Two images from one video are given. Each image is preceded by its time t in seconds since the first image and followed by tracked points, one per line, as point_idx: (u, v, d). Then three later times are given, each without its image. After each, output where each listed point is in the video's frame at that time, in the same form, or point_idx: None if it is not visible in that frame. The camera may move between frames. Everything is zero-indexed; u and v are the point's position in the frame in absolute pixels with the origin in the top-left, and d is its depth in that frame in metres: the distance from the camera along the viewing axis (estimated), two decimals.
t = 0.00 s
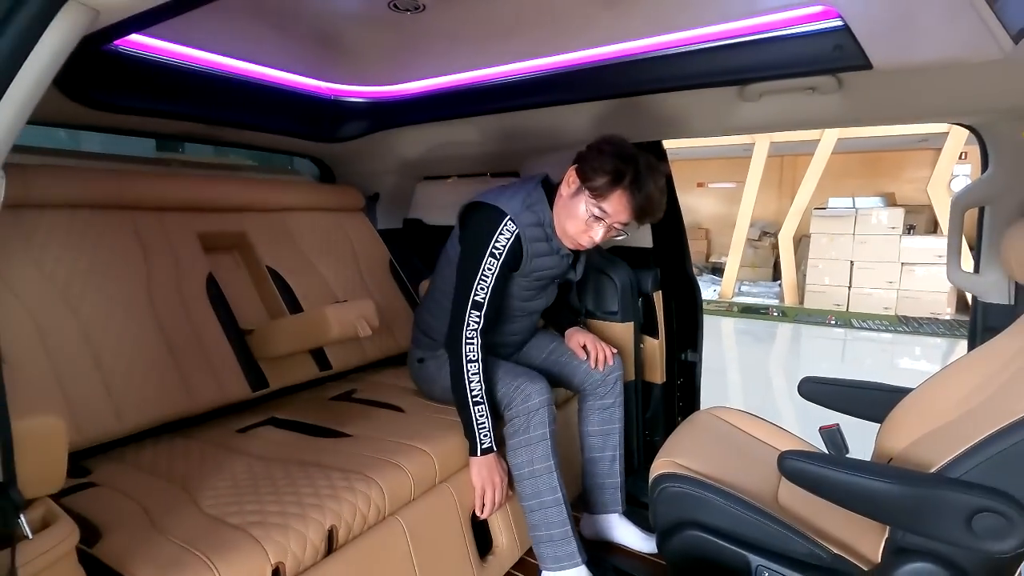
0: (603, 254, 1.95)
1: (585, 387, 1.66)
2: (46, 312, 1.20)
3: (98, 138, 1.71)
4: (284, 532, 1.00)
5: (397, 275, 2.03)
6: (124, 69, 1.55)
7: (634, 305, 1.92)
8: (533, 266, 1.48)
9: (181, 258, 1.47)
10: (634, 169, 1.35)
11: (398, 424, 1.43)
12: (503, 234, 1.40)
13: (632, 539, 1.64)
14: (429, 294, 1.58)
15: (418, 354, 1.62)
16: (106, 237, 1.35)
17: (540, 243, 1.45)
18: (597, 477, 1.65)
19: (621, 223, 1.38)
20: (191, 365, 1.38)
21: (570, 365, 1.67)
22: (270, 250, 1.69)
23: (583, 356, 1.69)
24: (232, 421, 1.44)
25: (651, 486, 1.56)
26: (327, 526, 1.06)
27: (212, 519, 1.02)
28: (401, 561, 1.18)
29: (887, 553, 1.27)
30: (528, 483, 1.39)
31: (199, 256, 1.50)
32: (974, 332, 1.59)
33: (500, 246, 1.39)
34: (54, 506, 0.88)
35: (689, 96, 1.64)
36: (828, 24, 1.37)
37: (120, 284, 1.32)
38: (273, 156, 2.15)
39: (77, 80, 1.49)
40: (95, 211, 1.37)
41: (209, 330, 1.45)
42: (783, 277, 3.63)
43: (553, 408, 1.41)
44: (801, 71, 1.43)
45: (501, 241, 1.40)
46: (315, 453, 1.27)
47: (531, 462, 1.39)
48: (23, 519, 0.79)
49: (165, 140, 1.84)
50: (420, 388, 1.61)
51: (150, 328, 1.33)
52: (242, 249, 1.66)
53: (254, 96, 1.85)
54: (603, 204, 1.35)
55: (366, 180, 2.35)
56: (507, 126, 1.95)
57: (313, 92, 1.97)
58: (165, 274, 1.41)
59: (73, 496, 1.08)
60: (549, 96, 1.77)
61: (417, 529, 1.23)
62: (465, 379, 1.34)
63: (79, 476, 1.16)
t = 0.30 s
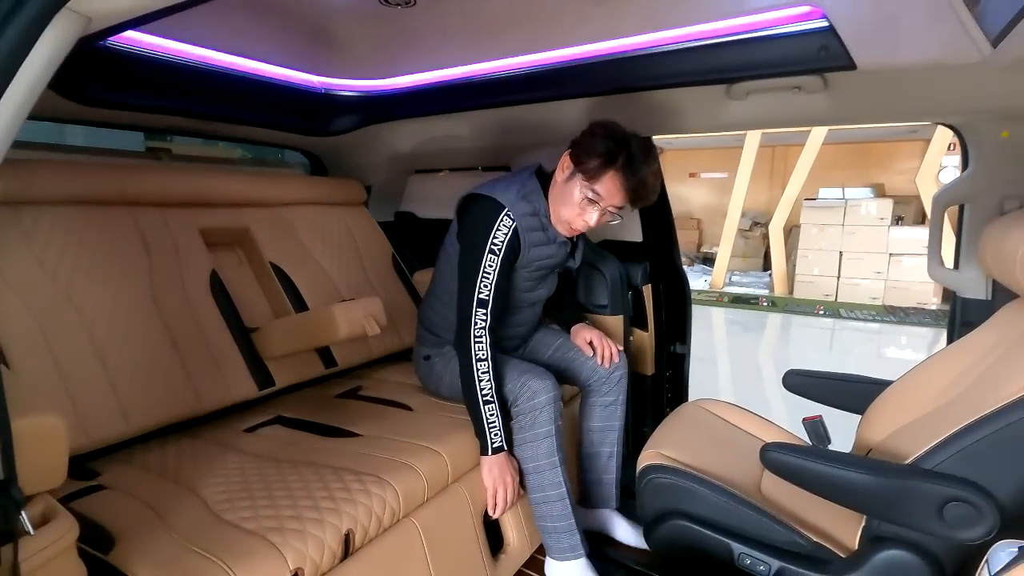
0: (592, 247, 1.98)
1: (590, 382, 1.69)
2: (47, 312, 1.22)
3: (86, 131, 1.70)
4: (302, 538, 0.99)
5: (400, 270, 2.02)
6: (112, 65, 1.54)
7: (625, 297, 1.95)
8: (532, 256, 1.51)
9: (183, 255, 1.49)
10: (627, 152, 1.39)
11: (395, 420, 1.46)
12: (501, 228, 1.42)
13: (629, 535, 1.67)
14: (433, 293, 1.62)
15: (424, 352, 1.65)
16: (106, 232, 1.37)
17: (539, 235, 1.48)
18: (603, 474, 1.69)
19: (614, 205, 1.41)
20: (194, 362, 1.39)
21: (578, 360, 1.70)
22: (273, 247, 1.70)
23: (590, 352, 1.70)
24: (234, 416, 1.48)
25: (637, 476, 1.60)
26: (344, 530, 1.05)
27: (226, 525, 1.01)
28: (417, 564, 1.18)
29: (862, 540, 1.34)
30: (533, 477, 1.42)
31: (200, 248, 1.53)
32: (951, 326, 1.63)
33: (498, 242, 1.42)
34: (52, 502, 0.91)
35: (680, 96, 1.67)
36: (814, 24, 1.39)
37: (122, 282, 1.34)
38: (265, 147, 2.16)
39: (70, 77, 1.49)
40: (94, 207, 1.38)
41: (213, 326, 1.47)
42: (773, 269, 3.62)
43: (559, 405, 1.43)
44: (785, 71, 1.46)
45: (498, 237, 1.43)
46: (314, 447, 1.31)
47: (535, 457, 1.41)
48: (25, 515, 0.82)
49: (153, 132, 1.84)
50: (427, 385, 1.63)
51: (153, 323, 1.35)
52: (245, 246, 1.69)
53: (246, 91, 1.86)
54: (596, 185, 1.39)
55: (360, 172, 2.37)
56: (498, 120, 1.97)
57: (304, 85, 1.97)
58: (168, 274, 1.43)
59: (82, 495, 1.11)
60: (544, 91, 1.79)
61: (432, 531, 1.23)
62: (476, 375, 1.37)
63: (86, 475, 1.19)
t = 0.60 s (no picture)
0: (582, 237, 2.00)
1: (591, 372, 1.69)
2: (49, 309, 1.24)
3: (68, 123, 1.69)
4: (314, 528, 1.06)
5: (397, 261, 2.04)
6: (104, 57, 1.55)
7: (615, 286, 1.99)
8: (520, 245, 1.57)
9: (182, 250, 1.51)
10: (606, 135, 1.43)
11: (394, 411, 1.50)
12: (488, 219, 1.48)
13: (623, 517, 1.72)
14: (433, 286, 1.68)
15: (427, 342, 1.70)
16: (105, 228, 1.39)
17: (525, 222, 1.55)
18: (604, 462, 1.72)
19: (593, 187, 1.44)
20: (195, 355, 1.42)
21: (577, 349, 1.69)
22: (271, 239, 1.72)
23: (588, 342, 1.70)
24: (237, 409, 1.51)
25: (630, 461, 1.64)
26: (354, 520, 1.12)
27: (239, 517, 1.07)
28: (427, 554, 1.23)
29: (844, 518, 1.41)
30: (545, 462, 1.49)
31: (197, 241, 1.55)
32: (931, 314, 1.69)
33: (487, 233, 1.48)
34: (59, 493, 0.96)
35: (670, 88, 1.70)
36: (799, 19, 1.41)
37: (123, 279, 1.37)
38: (250, 139, 2.16)
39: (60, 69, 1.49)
40: (91, 201, 1.40)
41: (213, 319, 1.49)
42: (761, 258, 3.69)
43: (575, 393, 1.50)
44: (770, 65, 1.49)
45: (486, 228, 1.48)
46: (316, 438, 1.35)
47: (550, 443, 1.48)
48: (37, 504, 0.87)
49: (136, 123, 1.84)
50: (432, 377, 1.68)
51: (154, 317, 1.38)
52: (243, 240, 1.71)
53: (238, 83, 1.87)
54: (572, 167, 1.42)
55: (353, 163, 2.39)
56: (489, 112, 1.99)
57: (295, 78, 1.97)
58: (167, 269, 1.46)
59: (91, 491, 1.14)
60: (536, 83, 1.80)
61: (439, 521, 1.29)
62: (477, 368, 1.42)
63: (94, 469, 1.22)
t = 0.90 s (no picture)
0: (579, 226, 2.02)
1: (598, 361, 1.72)
2: (48, 305, 1.20)
3: (42, 111, 1.61)
4: (336, 522, 1.06)
5: (393, 250, 2.01)
6: (94, 43, 1.50)
7: (613, 276, 2.00)
8: (521, 230, 1.58)
9: (182, 241, 1.48)
10: (604, 108, 1.46)
11: (401, 405, 1.49)
12: (491, 206, 1.47)
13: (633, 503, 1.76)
14: (433, 277, 1.67)
15: (432, 335, 1.70)
16: (102, 220, 1.35)
17: (528, 207, 1.56)
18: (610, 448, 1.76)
19: (602, 160, 1.49)
20: (199, 350, 1.40)
21: (585, 338, 1.72)
22: (271, 231, 1.69)
23: (596, 331, 1.74)
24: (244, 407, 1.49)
25: (635, 448, 1.66)
26: (374, 513, 1.12)
27: (260, 513, 1.07)
28: (446, 546, 1.25)
29: (848, 501, 1.43)
30: (553, 452, 1.49)
31: (196, 231, 1.52)
32: (926, 300, 1.71)
33: (490, 220, 1.47)
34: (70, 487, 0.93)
35: (669, 77, 1.69)
36: (802, 7, 1.42)
37: (123, 274, 1.33)
38: (232, 128, 2.07)
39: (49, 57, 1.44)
40: (86, 192, 1.36)
41: (215, 312, 1.47)
42: (746, 246, 3.84)
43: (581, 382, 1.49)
44: (773, 53, 1.50)
45: (489, 214, 1.48)
46: (327, 434, 1.34)
47: (556, 433, 1.48)
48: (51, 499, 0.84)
49: (116, 111, 1.75)
50: (437, 369, 1.67)
51: (156, 311, 1.35)
52: (242, 231, 1.67)
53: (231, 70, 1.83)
54: (580, 146, 1.45)
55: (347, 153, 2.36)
56: (486, 101, 1.98)
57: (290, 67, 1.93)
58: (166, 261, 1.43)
59: (103, 493, 1.12)
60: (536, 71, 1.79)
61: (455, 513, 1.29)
62: (492, 356, 1.42)
63: (103, 471, 1.20)
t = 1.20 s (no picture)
0: (574, 217, 2.00)
1: (597, 353, 1.70)
2: (27, 304, 1.12)
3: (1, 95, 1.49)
4: (349, 527, 1.00)
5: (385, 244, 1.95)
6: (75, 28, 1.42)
7: (608, 267, 1.97)
8: (517, 222, 1.53)
9: (166, 234, 1.40)
10: (603, 88, 1.44)
11: (406, 404, 1.43)
12: (485, 200, 1.41)
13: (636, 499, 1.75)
14: (427, 269, 1.61)
15: (427, 331, 1.64)
16: (82, 210, 1.28)
17: (523, 198, 1.50)
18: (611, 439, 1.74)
19: (606, 138, 1.47)
20: (191, 350, 1.33)
21: (584, 330, 1.70)
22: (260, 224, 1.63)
23: (594, 322, 1.73)
24: (242, 408, 1.42)
25: (640, 440, 1.64)
26: (387, 516, 1.06)
27: (270, 520, 1.01)
28: (458, 547, 1.21)
29: (855, 489, 1.42)
30: (556, 446, 1.46)
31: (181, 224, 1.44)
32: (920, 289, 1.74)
33: (485, 213, 1.41)
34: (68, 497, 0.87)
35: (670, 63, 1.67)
36: None
37: (107, 269, 1.26)
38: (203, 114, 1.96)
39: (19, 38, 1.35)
40: (65, 183, 1.28)
41: (205, 309, 1.40)
42: (727, 234, 4.01)
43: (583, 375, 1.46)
44: (777, 40, 1.48)
45: (484, 208, 1.42)
46: (330, 434, 1.29)
47: (559, 427, 1.45)
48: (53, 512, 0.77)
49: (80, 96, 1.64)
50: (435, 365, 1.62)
51: (142, 308, 1.28)
52: (227, 223, 1.60)
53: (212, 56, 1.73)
54: (589, 129, 1.42)
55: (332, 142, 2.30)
56: (479, 87, 1.93)
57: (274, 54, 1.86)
58: (150, 255, 1.35)
59: (102, 507, 1.04)
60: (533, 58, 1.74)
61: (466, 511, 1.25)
62: (493, 352, 1.37)
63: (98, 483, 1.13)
